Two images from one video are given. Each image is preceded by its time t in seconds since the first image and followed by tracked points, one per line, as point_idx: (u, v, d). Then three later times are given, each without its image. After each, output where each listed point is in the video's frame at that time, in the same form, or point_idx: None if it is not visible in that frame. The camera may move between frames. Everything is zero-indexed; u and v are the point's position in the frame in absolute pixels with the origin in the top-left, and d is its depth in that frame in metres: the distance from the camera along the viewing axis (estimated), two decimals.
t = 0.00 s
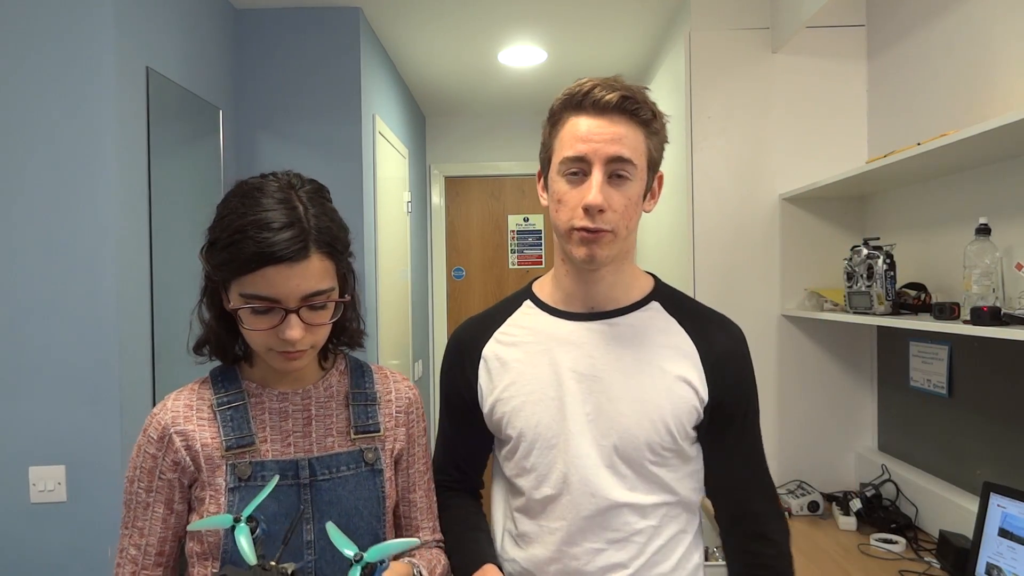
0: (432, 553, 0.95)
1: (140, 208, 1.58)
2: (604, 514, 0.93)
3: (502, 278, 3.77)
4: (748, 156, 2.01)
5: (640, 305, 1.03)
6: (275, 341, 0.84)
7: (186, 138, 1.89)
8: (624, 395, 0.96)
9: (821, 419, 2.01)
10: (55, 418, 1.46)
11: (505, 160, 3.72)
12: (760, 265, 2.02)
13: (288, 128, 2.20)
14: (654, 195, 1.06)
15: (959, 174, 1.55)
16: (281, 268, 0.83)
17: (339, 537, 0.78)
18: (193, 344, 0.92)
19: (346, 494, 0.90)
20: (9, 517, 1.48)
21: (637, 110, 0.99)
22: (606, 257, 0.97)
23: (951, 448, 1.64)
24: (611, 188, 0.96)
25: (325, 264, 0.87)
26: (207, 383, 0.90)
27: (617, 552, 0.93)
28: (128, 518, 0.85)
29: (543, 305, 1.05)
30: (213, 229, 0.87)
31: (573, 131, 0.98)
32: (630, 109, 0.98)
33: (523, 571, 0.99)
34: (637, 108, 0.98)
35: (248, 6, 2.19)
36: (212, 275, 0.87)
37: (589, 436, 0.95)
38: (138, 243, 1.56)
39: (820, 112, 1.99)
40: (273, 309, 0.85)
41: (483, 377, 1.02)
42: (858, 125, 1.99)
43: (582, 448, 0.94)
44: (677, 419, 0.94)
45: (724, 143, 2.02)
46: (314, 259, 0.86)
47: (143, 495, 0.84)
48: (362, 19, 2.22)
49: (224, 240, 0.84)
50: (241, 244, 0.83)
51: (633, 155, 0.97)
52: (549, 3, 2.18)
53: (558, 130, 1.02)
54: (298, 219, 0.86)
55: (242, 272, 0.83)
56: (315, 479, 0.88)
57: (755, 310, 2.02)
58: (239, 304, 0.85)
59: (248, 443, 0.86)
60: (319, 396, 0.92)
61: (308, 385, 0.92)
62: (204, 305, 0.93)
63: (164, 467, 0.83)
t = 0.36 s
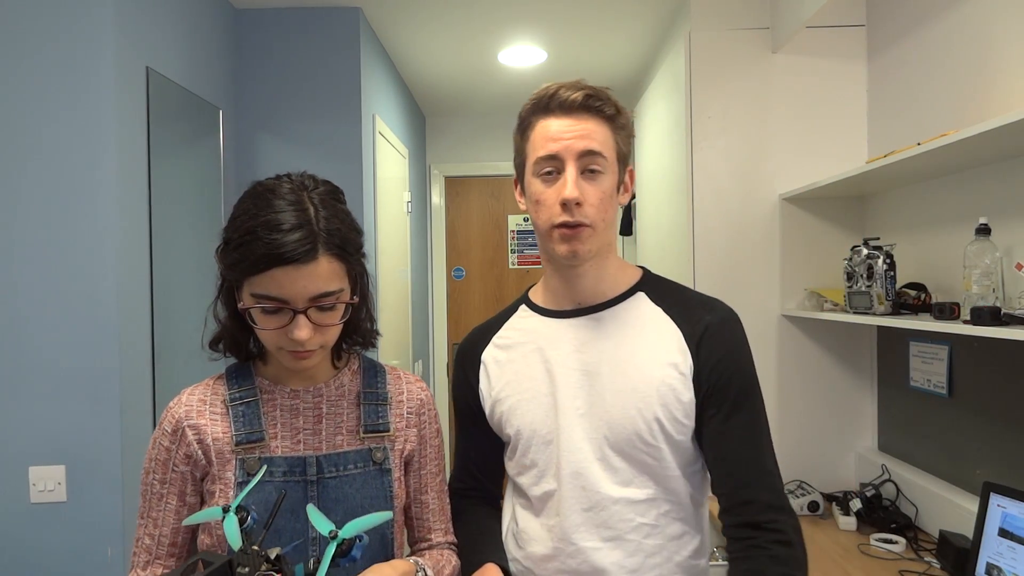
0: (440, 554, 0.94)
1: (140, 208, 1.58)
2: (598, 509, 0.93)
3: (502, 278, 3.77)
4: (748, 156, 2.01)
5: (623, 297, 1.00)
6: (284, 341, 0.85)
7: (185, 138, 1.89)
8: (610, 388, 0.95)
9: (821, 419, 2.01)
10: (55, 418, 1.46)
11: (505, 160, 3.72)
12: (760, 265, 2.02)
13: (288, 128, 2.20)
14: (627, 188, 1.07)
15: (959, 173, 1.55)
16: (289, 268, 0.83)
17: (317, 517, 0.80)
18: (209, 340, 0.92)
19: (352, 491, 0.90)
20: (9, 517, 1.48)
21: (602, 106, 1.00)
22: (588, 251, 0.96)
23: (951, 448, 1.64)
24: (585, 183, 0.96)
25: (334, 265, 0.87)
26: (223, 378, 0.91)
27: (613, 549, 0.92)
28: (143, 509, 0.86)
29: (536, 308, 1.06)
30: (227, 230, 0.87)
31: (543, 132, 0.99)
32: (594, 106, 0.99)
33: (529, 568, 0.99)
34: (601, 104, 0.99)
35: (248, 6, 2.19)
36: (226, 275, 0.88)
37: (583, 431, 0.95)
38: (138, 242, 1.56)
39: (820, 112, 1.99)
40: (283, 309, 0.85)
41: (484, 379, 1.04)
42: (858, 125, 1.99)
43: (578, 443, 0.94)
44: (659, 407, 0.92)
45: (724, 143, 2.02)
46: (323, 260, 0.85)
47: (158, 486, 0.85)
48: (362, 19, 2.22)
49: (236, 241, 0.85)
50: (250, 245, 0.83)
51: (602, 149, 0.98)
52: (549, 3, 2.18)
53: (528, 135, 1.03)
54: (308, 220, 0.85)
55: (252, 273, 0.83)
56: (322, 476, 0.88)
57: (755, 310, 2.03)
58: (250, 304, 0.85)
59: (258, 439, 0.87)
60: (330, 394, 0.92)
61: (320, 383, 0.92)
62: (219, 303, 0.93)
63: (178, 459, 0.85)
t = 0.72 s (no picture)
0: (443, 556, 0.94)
1: (140, 208, 1.58)
2: (599, 510, 0.93)
3: (502, 278, 3.77)
4: (748, 156, 2.01)
5: (613, 300, 1.00)
6: (291, 344, 0.85)
7: (185, 138, 1.89)
8: (603, 391, 0.95)
9: (821, 419, 2.01)
10: (56, 418, 1.46)
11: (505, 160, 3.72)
12: (760, 265, 2.02)
13: (288, 128, 2.20)
14: (601, 185, 1.06)
15: (959, 174, 1.55)
16: (291, 273, 0.83)
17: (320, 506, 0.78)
18: (224, 342, 0.92)
19: (357, 492, 0.89)
20: (10, 517, 1.48)
21: (554, 108, 1.00)
22: (565, 252, 0.96)
23: (951, 448, 1.63)
24: (550, 186, 0.96)
25: (336, 269, 0.86)
26: (236, 375, 0.92)
27: (610, 551, 0.93)
28: (153, 500, 0.86)
29: (531, 312, 1.07)
30: (233, 236, 0.87)
31: (503, 142, 0.99)
32: (548, 109, 1.00)
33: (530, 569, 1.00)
34: (553, 106, 0.99)
35: (248, 6, 2.19)
36: (233, 280, 0.89)
37: (576, 432, 0.96)
38: (137, 243, 1.56)
39: (820, 113, 1.99)
40: (287, 313, 0.85)
41: (484, 385, 1.05)
42: (858, 125, 1.99)
43: (570, 445, 0.95)
44: (653, 410, 0.92)
45: (724, 143, 2.02)
46: (324, 265, 0.85)
47: (168, 478, 0.85)
48: (362, 19, 2.22)
49: (239, 248, 0.85)
50: (252, 252, 0.83)
51: (561, 150, 0.97)
52: (548, 3, 2.18)
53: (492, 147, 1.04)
54: (309, 225, 0.85)
55: (256, 278, 0.84)
56: (329, 476, 0.88)
57: (755, 310, 2.03)
58: (257, 310, 0.86)
59: (267, 436, 0.88)
60: (340, 394, 0.91)
61: (331, 384, 0.92)
62: (230, 306, 0.94)
63: (188, 453, 0.85)
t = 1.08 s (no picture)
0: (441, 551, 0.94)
1: (140, 207, 1.58)
2: (605, 510, 0.93)
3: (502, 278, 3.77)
4: (748, 156, 2.01)
5: (617, 301, 1.00)
6: (289, 345, 0.85)
7: (185, 138, 1.89)
8: (612, 391, 0.95)
9: (821, 419, 2.01)
10: (55, 418, 1.46)
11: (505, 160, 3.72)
12: (759, 265, 2.02)
13: (288, 128, 2.20)
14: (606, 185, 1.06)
15: (959, 174, 1.55)
16: (292, 275, 0.83)
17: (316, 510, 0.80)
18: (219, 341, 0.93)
19: (353, 490, 0.89)
20: (9, 517, 1.48)
21: (565, 107, 1.00)
22: (573, 252, 0.96)
23: (951, 448, 1.63)
24: (560, 186, 0.96)
25: (336, 270, 0.86)
26: (232, 373, 0.92)
27: (617, 551, 0.93)
28: (147, 497, 0.86)
29: (531, 311, 1.06)
30: (233, 237, 0.87)
31: (512, 140, 0.99)
32: (559, 109, 1.00)
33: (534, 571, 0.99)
34: (565, 106, 0.99)
35: (248, 6, 2.19)
36: (233, 281, 0.89)
37: (581, 432, 0.95)
38: (137, 243, 1.56)
39: (820, 113, 1.99)
40: (286, 315, 0.85)
41: (483, 384, 1.04)
42: (858, 126, 1.99)
43: (575, 445, 0.94)
44: (663, 410, 0.92)
45: (724, 143, 2.02)
46: (324, 266, 0.85)
47: (163, 476, 0.86)
48: (362, 19, 2.22)
49: (240, 249, 0.85)
50: (253, 253, 0.83)
51: (571, 149, 0.97)
52: (549, 3, 2.18)
53: (499, 145, 1.04)
54: (310, 227, 0.85)
55: (256, 279, 0.84)
56: (324, 474, 0.88)
57: (755, 310, 2.03)
58: (256, 311, 0.86)
59: (263, 435, 0.87)
60: (335, 393, 0.92)
61: (326, 383, 0.92)
62: (227, 305, 0.94)
63: (184, 451, 0.86)
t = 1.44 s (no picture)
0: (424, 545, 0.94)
1: (139, 207, 1.58)
2: (616, 510, 0.92)
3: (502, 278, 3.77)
4: (748, 156, 2.01)
5: (627, 302, 1.02)
6: (284, 342, 0.85)
7: (185, 138, 1.89)
8: (627, 392, 0.95)
9: (821, 419, 2.01)
10: (55, 418, 1.46)
11: (506, 160, 3.72)
12: (759, 265, 2.02)
13: (288, 128, 2.20)
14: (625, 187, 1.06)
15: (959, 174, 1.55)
16: (287, 272, 0.83)
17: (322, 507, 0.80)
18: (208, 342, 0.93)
19: (346, 487, 0.89)
20: (9, 517, 1.48)
21: (589, 109, 0.99)
22: (587, 255, 0.96)
23: (951, 448, 1.63)
24: (578, 189, 0.96)
25: (330, 267, 0.87)
26: (220, 373, 0.92)
27: (627, 550, 0.92)
28: (136, 501, 0.86)
29: (537, 308, 1.06)
30: (224, 236, 0.87)
31: (533, 140, 0.99)
32: (582, 110, 0.99)
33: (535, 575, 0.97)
34: (588, 108, 0.98)
35: (248, 6, 2.19)
36: (224, 281, 0.88)
37: (596, 431, 0.95)
38: (137, 243, 1.56)
39: (820, 113, 1.99)
40: (282, 311, 0.85)
41: (488, 383, 1.02)
42: (858, 125, 1.99)
43: (590, 444, 0.94)
44: (680, 412, 0.94)
45: (724, 143, 2.02)
46: (319, 263, 0.85)
47: (153, 478, 0.85)
48: (362, 19, 2.22)
49: (233, 248, 0.85)
50: (248, 252, 0.83)
51: (592, 151, 0.97)
52: (549, 3, 2.18)
53: (520, 143, 1.04)
54: (303, 224, 0.85)
55: (251, 277, 0.84)
56: (317, 471, 0.88)
57: (755, 310, 2.02)
58: (249, 309, 0.86)
59: (256, 434, 0.87)
60: (325, 391, 0.92)
61: (316, 381, 0.92)
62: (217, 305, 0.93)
63: (175, 452, 0.85)
